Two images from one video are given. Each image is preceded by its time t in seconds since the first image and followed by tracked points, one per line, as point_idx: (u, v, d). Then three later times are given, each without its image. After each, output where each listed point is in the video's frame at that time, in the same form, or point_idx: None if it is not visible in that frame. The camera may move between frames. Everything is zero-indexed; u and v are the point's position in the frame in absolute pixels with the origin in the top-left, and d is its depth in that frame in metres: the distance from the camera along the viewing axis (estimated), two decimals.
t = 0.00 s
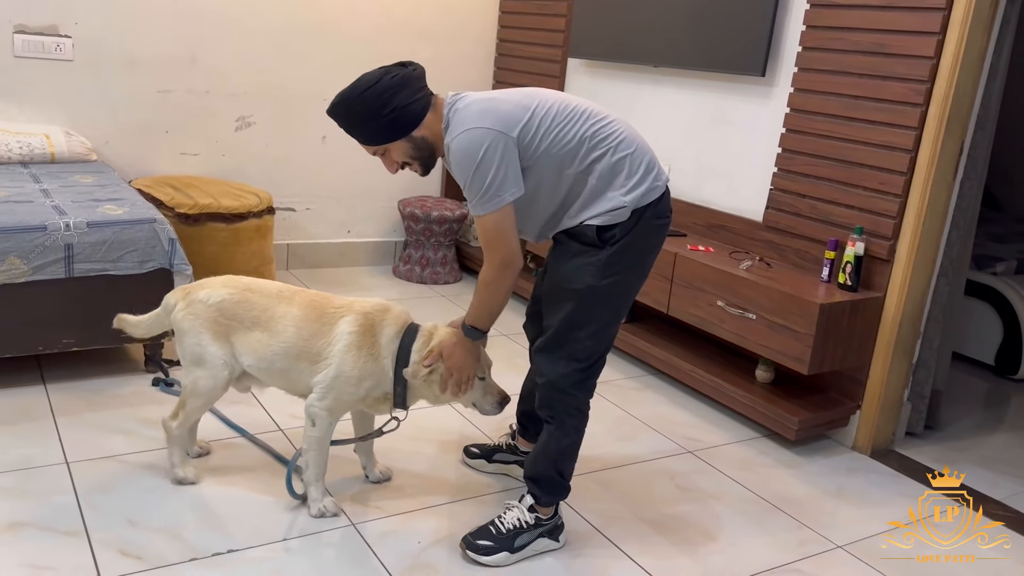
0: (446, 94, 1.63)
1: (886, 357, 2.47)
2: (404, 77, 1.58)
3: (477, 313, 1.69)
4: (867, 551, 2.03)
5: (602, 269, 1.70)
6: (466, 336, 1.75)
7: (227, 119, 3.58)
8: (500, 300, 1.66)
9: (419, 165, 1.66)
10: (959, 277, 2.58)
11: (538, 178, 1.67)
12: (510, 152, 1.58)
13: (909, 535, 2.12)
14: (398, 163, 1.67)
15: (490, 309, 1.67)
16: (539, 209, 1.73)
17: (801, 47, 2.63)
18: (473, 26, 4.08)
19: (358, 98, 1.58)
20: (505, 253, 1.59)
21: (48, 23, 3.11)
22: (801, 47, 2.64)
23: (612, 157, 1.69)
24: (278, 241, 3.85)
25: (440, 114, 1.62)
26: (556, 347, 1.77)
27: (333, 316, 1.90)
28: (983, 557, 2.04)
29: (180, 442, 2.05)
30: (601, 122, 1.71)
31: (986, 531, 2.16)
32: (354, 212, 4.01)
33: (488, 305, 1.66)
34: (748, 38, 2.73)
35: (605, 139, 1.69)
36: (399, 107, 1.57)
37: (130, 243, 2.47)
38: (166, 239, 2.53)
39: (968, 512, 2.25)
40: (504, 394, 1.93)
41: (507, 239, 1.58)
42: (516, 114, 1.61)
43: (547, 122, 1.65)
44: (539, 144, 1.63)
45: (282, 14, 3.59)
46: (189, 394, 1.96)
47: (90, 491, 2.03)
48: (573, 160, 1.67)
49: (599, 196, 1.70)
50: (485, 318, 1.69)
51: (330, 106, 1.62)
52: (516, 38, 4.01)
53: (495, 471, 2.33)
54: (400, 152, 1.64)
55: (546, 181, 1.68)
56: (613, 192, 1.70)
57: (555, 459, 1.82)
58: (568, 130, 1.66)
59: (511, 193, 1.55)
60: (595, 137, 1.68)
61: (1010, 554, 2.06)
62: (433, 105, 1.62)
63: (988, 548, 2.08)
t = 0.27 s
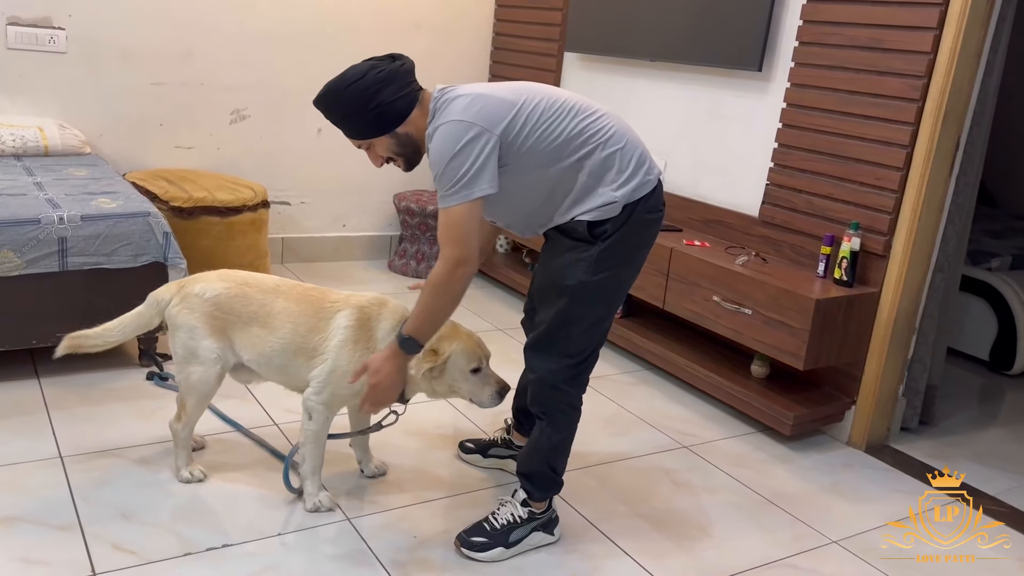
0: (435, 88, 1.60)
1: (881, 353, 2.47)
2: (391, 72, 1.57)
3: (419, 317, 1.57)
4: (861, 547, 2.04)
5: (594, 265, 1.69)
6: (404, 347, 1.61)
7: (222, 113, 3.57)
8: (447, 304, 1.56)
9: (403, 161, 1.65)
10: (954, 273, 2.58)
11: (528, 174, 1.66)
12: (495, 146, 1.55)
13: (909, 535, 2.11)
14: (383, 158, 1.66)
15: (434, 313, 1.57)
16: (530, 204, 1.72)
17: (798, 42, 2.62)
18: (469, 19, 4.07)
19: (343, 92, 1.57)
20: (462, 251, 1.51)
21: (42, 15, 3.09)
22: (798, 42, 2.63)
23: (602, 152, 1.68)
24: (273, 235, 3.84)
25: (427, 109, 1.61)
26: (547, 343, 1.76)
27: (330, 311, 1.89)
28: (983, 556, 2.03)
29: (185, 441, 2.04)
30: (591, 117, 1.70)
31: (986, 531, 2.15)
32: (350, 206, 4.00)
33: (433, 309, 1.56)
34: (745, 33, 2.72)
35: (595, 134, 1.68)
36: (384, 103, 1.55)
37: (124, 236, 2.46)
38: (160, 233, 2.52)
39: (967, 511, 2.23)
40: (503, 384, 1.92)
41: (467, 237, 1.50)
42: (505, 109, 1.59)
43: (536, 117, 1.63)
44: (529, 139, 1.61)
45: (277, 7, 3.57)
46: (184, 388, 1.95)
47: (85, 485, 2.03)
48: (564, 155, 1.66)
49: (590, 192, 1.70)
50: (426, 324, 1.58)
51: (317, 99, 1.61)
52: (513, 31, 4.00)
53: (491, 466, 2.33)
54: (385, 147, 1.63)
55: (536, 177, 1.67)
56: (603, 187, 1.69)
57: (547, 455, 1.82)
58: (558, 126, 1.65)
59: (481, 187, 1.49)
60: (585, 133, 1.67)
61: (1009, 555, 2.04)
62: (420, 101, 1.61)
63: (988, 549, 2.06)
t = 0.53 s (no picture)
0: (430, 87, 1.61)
1: (879, 347, 2.47)
2: (383, 70, 1.55)
3: (374, 295, 1.73)
4: (859, 542, 2.05)
5: (593, 258, 1.69)
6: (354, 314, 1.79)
7: (219, 106, 3.56)
8: (404, 289, 1.72)
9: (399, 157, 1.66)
10: (952, 268, 2.59)
11: (522, 169, 1.66)
12: (485, 145, 1.56)
13: (909, 535, 2.09)
14: (380, 154, 1.67)
15: (389, 296, 1.72)
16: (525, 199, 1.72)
17: (798, 37, 2.62)
18: (468, 13, 4.06)
19: (336, 91, 1.56)
20: (426, 250, 1.64)
21: (39, 8, 3.07)
22: (797, 37, 2.63)
23: (598, 146, 1.68)
24: (270, 229, 3.83)
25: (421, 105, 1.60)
26: (545, 337, 1.76)
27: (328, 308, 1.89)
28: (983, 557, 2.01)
29: (184, 436, 2.05)
30: (586, 111, 1.69)
31: (986, 531, 2.13)
32: (348, 200, 4.00)
33: (386, 293, 1.71)
34: (744, 28, 2.72)
35: (591, 127, 1.67)
36: (377, 102, 1.55)
37: (122, 230, 2.45)
38: (159, 226, 2.51)
39: (967, 511, 2.22)
40: (498, 394, 1.91)
41: (432, 238, 1.62)
42: (498, 105, 1.58)
43: (531, 112, 1.62)
44: (523, 134, 1.61)
45: None
46: (181, 381, 1.96)
47: (83, 479, 2.03)
48: (559, 150, 1.66)
49: (586, 186, 1.69)
50: (381, 302, 1.74)
51: (312, 96, 1.61)
52: (511, 25, 3.98)
53: (490, 460, 2.33)
54: (381, 144, 1.64)
55: (531, 172, 1.67)
56: (599, 181, 1.69)
57: (546, 448, 1.82)
58: (553, 120, 1.65)
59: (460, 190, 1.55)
60: (580, 128, 1.66)
61: (1009, 555, 2.03)
62: (415, 97, 1.60)
63: (989, 549, 2.05)
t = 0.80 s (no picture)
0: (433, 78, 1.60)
1: (879, 343, 2.48)
2: (387, 61, 1.55)
3: (378, 291, 1.67)
4: (858, 537, 2.05)
5: (595, 253, 1.69)
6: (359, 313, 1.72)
7: (218, 101, 3.55)
8: (409, 284, 1.68)
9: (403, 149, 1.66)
10: (952, 264, 2.59)
11: (525, 162, 1.66)
12: (489, 136, 1.56)
13: (909, 535, 2.08)
14: (383, 146, 1.67)
15: (395, 291, 1.68)
16: (527, 192, 1.72)
17: (798, 33, 2.62)
18: (468, 8, 4.05)
19: (341, 81, 1.56)
20: (434, 241, 1.61)
21: (37, 2, 3.06)
22: (797, 33, 2.63)
23: (600, 140, 1.68)
24: (270, 224, 3.83)
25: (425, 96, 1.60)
26: (548, 332, 1.77)
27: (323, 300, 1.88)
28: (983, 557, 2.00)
29: (184, 430, 2.05)
30: (590, 105, 1.70)
31: (986, 531, 2.12)
32: (347, 195, 3.99)
33: (392, 287, 1.67)
34: (745, 23, 2.72)
35: (594, 121, 1.68)
36: (382, 93, 1.55)
37: (121, 225, 2.45)
38: (158, 221, 2.51)
39: (967, 509, 2.21)
40: (481, 388, 1.87)
41: (441, 229, 1.59)
42: (502, 97, 1.59)
43: (534, 104, 1.63)
44: (527, 127, 1.61)
45: None
46: (179, 376, 1.96)
47: (84, 474, 2.03)
48: (562, 143, 1.66)
49: (588, 179, 1.69)
50: (384, 297, 1.68)
51: (317, 87, 1.60)
52: (511, 20, 3.98)
53: (490, 455, 2.34)
54: (384, 135, 1.64)
55: (534, 165, 1.67)
56: (602, 175, 1.69)
57: (548, 443, 1.82)
58: (556, 113, 1.65)
59: (465, 176, 1.53)
60: (583, 121, 1.66)
61: (1010, 555, 2.02)
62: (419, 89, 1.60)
63: (988, 549, 2.04)
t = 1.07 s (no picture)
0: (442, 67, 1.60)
1: (880, 340, 2.48)
2: (396, 51, 1.55)
3: (379, 278, 1.68)
4: (858, 533, 2.06)
5: (599, 250, 1.69)
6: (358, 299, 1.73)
7: (218, 97, 3.54)
8: (411, 273, 1.67)
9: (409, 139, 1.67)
10: (953, 261, 2.59)
11: (531, 155, 1.65)
12: (495, 126, 1.56)
13: (909, 535, 2.07)
14: (390, 135, 1.67)
15: (397, 280, 1.68)
16: (532, 186, 1.71)
17: (799, 29, 2.61)
18: (467, 4, 4.04)
19: (350, 69, 1.56)
20: (434, 229, 1.60)
21: None
22: (798, 29, 2.63)
23: (606, 136, 1.68)
24: (270, 220, 3.83)
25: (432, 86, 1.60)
26: (553, 329, 1.77)
27: (317, 296, 1.88)
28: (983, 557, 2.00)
29: (183, 428, 2.05)
30: (597, 101, 1.70)
31: (986, 531, 2.11)
32: (347, 192, 3.99)
33: (393, 276, 1.67)
34: (746, 19, 2.71)
35: (600, 117, 1.68)
36: (390, 82, 1.55)
37: (121, 221, 2.45)
38: (158, 217, 2.51)
39: (966, 507, 2.21)
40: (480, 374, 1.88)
41: (441, 216, 1.58)
42: (509, 89, 1.59)
43: (541, 97, 1.63)
44: (533, 120, 1.61)
45: None
46: (175, 373, 1.96)
47: (84, 470, 2.03)
48: (567, 137, 1.65)
49: (593, 175, 1.69)
50: (385, 285, 1.68)
51: (325, 74, 1.60)
52: (511, 16, 3.97)
53: (490, 451, 2.34)
54: (391, 125, 1.64)
55: (539, 158, 1.66)
56: (607, 171, 1.68)
57: (552, 441, 1.83)
58: (563, 108, 1.65)
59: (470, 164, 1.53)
60: (589, 116, 1.66)
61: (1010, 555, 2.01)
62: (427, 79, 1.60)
63: (989, 549, 2.03)
